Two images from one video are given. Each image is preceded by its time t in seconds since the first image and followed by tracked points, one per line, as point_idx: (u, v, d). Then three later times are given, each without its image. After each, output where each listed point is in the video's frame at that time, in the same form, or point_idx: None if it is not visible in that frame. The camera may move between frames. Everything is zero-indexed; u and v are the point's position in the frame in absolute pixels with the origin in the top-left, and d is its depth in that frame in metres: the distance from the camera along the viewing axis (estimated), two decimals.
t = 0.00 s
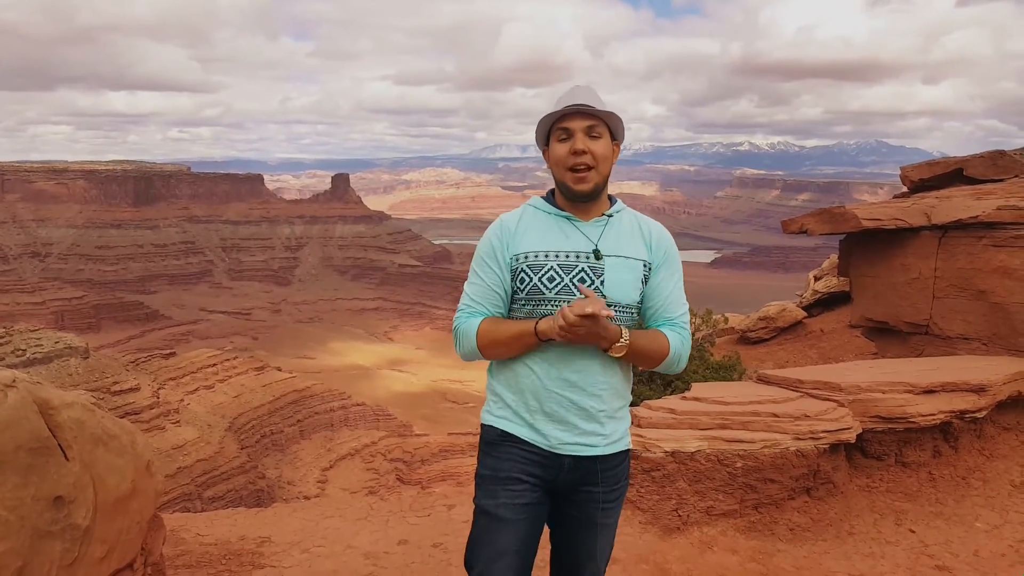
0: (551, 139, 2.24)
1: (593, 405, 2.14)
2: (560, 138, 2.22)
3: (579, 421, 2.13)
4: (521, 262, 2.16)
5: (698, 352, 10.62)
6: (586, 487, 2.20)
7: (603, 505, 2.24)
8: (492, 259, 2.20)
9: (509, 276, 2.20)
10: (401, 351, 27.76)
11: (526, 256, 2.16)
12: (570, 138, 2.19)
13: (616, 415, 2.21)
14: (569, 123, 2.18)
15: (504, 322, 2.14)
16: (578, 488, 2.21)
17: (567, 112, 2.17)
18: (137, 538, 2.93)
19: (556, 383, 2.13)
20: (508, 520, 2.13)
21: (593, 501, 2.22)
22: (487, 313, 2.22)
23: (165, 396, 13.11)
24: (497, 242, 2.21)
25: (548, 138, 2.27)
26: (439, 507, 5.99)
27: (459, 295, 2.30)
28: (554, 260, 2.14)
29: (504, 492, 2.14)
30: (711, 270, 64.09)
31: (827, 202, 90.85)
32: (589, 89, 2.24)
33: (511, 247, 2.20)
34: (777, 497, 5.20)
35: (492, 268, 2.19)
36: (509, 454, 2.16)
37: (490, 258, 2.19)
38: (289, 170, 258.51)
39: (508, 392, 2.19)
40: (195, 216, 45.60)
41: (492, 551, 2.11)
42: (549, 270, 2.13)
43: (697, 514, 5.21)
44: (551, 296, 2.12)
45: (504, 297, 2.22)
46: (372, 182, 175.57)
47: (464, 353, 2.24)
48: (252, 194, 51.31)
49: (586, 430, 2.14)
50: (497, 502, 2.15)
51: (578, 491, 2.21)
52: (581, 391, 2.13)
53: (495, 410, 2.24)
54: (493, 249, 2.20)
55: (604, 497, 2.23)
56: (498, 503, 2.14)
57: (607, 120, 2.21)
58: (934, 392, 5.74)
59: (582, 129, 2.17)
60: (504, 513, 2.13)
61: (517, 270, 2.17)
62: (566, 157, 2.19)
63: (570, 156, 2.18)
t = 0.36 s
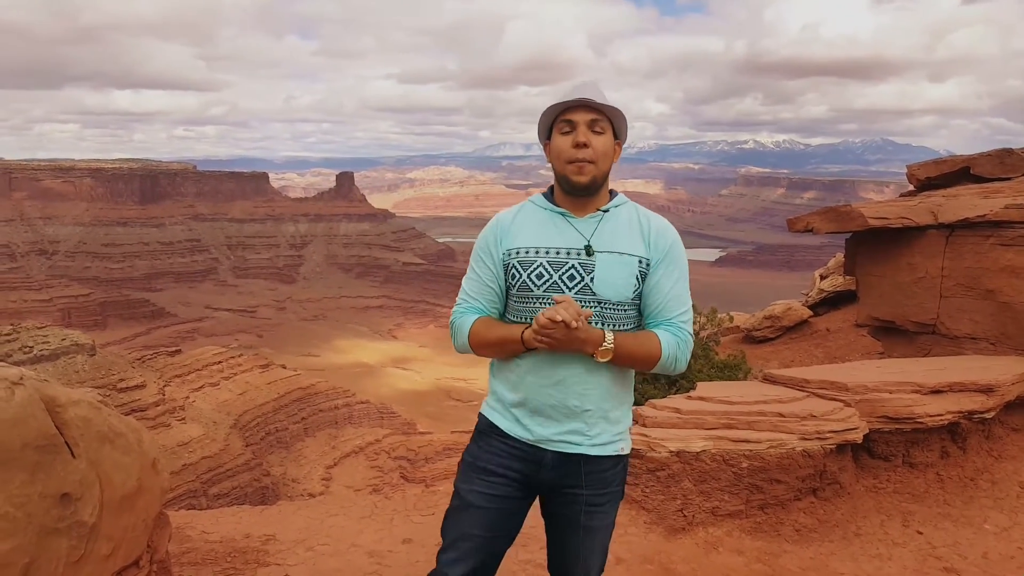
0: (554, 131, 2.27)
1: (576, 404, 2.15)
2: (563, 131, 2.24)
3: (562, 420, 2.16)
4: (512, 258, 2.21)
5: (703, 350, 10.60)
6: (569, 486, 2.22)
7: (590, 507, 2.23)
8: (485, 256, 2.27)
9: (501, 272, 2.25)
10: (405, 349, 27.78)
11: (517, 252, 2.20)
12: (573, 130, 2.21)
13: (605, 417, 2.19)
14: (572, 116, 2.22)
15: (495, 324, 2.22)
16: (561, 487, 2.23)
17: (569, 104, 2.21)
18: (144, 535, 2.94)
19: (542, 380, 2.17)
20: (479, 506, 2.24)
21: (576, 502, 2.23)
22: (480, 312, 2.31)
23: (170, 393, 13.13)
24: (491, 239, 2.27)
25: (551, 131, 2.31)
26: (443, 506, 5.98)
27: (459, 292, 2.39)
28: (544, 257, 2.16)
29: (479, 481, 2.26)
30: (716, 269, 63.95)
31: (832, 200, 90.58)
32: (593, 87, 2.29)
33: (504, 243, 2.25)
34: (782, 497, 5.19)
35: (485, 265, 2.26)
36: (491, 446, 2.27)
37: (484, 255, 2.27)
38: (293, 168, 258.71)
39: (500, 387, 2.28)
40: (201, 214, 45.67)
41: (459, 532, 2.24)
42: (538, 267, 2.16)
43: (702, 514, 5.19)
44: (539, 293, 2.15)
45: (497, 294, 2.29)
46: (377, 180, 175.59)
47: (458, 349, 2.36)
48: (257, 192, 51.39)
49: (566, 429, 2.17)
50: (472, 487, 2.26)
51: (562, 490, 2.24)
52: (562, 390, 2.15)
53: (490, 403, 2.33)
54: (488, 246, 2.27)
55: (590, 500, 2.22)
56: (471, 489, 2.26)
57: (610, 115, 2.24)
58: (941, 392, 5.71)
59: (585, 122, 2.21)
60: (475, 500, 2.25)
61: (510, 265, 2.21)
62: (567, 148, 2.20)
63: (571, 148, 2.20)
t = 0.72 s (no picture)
0: (543, 131, 2.24)
1: (563, 411, 2.15)
2: (554, 132, 2.21)
3: (550, 426, 2.16)
4: (499, 264, 2.23)
5: (712, 353, 10.55)
6: (565, 490, 2.22)
7: (588, 510, 2.22)
8: (476, 261, 2.30)
9: (491, 277, 2.28)
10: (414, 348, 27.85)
11: (504, 258, 2.21)
12: (563, 132, 2.18)
13: (595, 422, 2.16)
14: (562, 118, 2.18)
15: (483, 332, 2.26)
16: (556, 492, 2.24)
17: (560, 105, 2.17)
18: (155, 529, 2.96)
19: (529, 388, 2.17)
20: (476, 512, 2.26)
21: (573, 505, 2.23)
22: (475, 317, 2.36)
23: (180, 390, 13.21)
24: (481, 244, 2.29)
25: (541, 130, 2.27)
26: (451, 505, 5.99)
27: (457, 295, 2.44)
28: (528, 263, 2.16)
29: (476, 488, 2.28)
30: (726, 271, 63.70)
31: (844, 203, 90.09)
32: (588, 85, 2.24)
33: (493, 247, 2.27)
34: (792, 501, 5.16)
35: (476, 270, 2.30)
36: (487, 453, 2.29)
37: (475, 260, 2.30)
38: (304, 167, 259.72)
39: (493, 393, 2.29)
40: (212, 212, 45.92)
41: (458, 538, 2.28)
42: (523, 273, 2.16)
43: (711, 517, 5.17)
44: (523, 300, 2.16)
45: (488, 300, 2.33)
46: (387, 179, 175.91)
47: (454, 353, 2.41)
48: (268, 191, 51.61)
49: (554, 436, 2.16)
50: (470, 496, 2.29)
51: (558, 495, 2.24)
52: (546, 398, 2.15)
53: (487, 408, 2.35)
54: (478, 251, 2.30)
55: (586, 503, 2.21)
56: (469, 497, 2.28)
57: (603, 118, 2.20)
58: (953, 398, 5.67)
59: (576, 125, 2.17)
60: (473, 507, 2.27)
61: (497, 271, 2.23)
62: (556, 151, 2.17)
63: (560, 151, 2.17)
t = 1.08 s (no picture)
0: (516, 135, 2.17)
1: (546, 415, 2.12)
2: (527, 137, 2.14)
3: (535, 431, 2.14)
4: (476, 268, 2.20)
5: (723, 352, 10.48)
6: (553, 495, 2.20)
7: (577, 515, 2.20)
8: (453, 264, 2.28)
9: (468, 282, 2.26)
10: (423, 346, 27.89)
11: (482, 262, 2.18)
12: (536, 140, 2.11)
13: (580, 426, 2.14)
14: (533, 125, 2.11)
15: (461, 339, 2.23)
16: (544, 497, 2.21)
17: (533, 112, 2.09)
18: (168, 525, 2.98)
19: (511, 394, 2.15)
20: (460, 517, 2.23)
21: (561, 510, 2.21)
22: (454, 323, 2.33)
23: (191, 385, 13.28)
24: (458, 248, 2.26)
25: (513, 134, 2.19)
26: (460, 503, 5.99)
27: (434, 302, 2.41)
28: (506, 266, 2.14)
29: (460, 492, 2.25)
30: (736, 270, 63.39)
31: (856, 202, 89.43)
32: (562, 85, 2.15)
33: (470, 251, 2.24)
34: (804, 502, 5.12)
35: (452, 275, 2.28)
36: (471, 457, 2.26)
37: (452, 264, 2.28)
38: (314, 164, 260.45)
39: (475, 399, 2.27)
40: (223, 209, 46.14)
41: (443, 545, 2.23)
42: (501, 277, 2.14)
43: (722, 517, 5.14)
44: (502, 304, 2.14)
45: (466, 305, 2.31)
46: (396, 177, 176.10)
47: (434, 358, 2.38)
48: (279, 188, 51.83)
49: (540, 440, 2.14)
50: (454, 500, 2.25)
51: (545, 500, 2.21)
52: (528, 402, 2.13)
53: (469, 413, 2.32)
54: (455, 255, 2.27)
55: (575, 508, 2.19)
56: (453, 502, 2.25)
57: (577, 123, 2.13)
58: (968, 399, 5.61)
59: (549, 133, 2.10)
60: (458, 512, 2.23)
61: (475, 275, 2.20)
62: (530, 158, 2.11)
63: (534, 159, 2.12)
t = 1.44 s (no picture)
0: (471, 139, 2.03)
1: (506, 427, 2.02)
2: (482, 141, 1.99)
3: (497, 442, 2.03)
4: (435, 279, 2.10)
5: (735, 355, 10.44)
6: (523, 506, 2.08)
7: (548, 526, 2.07)
8: (413, 273, 2.18)
9: (429, 292, 2.17)
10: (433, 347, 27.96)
11: (440, 272, 2.08)
12: (493, 143, 1.97)
13: (542, 438, 2.02)
14: (488, 128, 1.96)
15: (424, 352, 2.17)
16: (515, 507, 2.09)
17: (486, 114, 1.94)
18: (180, 524, 2.99)
19: (472, 404, 2.06)
20: (429, 523, 2.11)
21: (533, 522, 2.07)
22: (420, 333, 2.27)
23: (202, 385, 13.36)
24: (417, 256, 2.16)
25: (469, 137, 2.05)
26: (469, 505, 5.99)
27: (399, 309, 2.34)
28: (463, 277, 2.03)
29: (429, 499, 2.13)
30: (747, 273, 63.22)
31: (869, 206, 88.92)
32: (517, 83, 2.00)
33: (429, 261, 2.13)
34: (816, 507, 5.08)
35: (414, 285, 2.19)
36: (438, 462, 2.15)
37: (411, 274, 2.19)
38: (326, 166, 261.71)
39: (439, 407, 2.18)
40: (236, 210, 46.49)
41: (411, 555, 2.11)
42: (458, 288, 2.03)
43: (733, 521, 5.11)
44: (458, 316, 2.04)
45: (431, 315, 2.24)
46: (407, 179, 176.68)
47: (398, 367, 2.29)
48: (291, 189, 52.14)
49: (501, 453, 2.04)
50: (422, 506, 2.13)
51: (514, 508, 2.10)
52: (488, 415, 2.03)
53: (435, 420, 2.23)
54: (415, 263, 2.17)
55: (545, 519, 2.06)
56: (422, 507, 2.13)
57: (535, 124, 1.97)
58: (981, 404, 5.57)
59: (505, 136, 1.95)
60: (427, 519, 2.11)
61: (434, 286, 2.10)
62: (485, 163, 1.97)
63: (489, 165, 1.97)
